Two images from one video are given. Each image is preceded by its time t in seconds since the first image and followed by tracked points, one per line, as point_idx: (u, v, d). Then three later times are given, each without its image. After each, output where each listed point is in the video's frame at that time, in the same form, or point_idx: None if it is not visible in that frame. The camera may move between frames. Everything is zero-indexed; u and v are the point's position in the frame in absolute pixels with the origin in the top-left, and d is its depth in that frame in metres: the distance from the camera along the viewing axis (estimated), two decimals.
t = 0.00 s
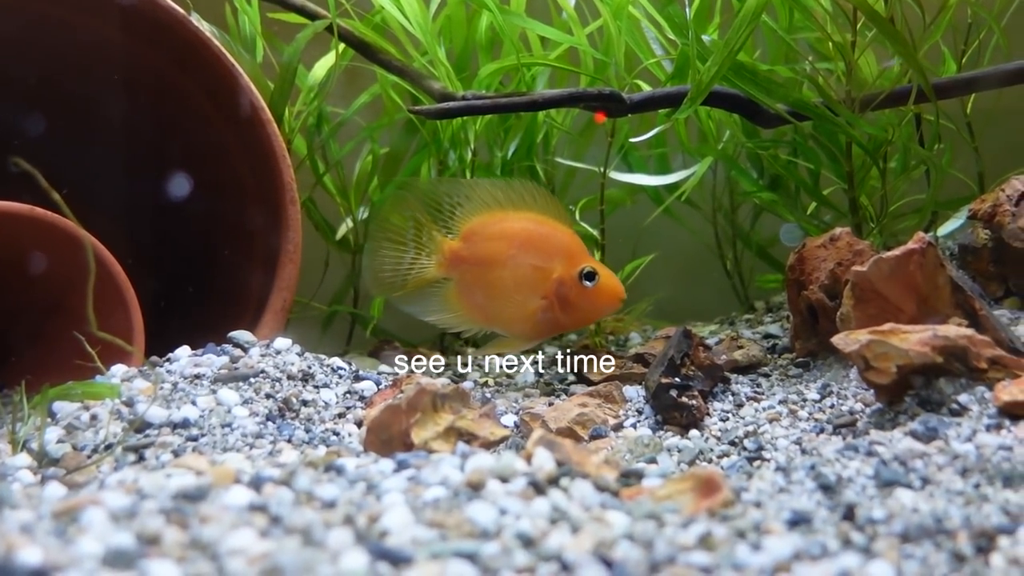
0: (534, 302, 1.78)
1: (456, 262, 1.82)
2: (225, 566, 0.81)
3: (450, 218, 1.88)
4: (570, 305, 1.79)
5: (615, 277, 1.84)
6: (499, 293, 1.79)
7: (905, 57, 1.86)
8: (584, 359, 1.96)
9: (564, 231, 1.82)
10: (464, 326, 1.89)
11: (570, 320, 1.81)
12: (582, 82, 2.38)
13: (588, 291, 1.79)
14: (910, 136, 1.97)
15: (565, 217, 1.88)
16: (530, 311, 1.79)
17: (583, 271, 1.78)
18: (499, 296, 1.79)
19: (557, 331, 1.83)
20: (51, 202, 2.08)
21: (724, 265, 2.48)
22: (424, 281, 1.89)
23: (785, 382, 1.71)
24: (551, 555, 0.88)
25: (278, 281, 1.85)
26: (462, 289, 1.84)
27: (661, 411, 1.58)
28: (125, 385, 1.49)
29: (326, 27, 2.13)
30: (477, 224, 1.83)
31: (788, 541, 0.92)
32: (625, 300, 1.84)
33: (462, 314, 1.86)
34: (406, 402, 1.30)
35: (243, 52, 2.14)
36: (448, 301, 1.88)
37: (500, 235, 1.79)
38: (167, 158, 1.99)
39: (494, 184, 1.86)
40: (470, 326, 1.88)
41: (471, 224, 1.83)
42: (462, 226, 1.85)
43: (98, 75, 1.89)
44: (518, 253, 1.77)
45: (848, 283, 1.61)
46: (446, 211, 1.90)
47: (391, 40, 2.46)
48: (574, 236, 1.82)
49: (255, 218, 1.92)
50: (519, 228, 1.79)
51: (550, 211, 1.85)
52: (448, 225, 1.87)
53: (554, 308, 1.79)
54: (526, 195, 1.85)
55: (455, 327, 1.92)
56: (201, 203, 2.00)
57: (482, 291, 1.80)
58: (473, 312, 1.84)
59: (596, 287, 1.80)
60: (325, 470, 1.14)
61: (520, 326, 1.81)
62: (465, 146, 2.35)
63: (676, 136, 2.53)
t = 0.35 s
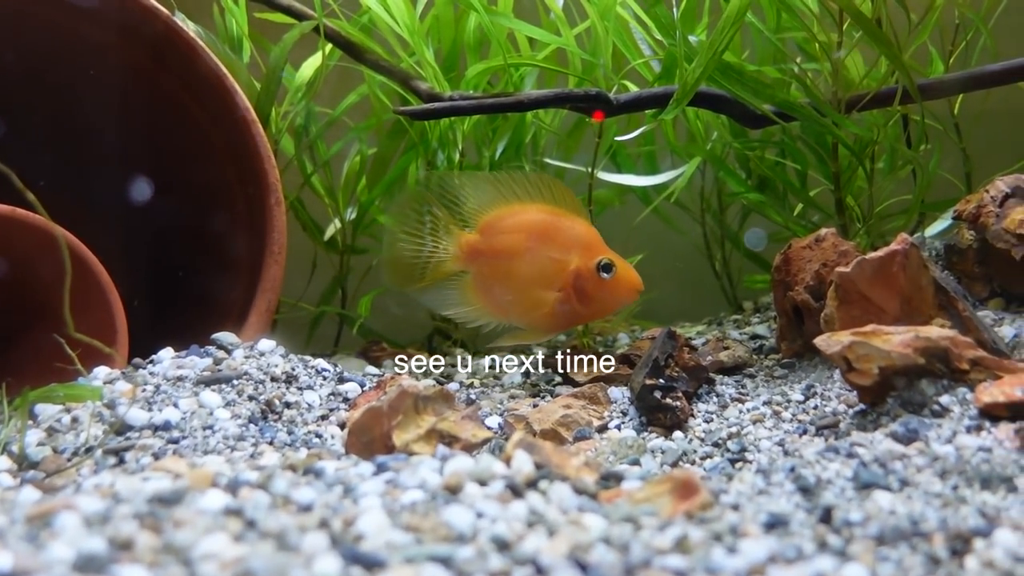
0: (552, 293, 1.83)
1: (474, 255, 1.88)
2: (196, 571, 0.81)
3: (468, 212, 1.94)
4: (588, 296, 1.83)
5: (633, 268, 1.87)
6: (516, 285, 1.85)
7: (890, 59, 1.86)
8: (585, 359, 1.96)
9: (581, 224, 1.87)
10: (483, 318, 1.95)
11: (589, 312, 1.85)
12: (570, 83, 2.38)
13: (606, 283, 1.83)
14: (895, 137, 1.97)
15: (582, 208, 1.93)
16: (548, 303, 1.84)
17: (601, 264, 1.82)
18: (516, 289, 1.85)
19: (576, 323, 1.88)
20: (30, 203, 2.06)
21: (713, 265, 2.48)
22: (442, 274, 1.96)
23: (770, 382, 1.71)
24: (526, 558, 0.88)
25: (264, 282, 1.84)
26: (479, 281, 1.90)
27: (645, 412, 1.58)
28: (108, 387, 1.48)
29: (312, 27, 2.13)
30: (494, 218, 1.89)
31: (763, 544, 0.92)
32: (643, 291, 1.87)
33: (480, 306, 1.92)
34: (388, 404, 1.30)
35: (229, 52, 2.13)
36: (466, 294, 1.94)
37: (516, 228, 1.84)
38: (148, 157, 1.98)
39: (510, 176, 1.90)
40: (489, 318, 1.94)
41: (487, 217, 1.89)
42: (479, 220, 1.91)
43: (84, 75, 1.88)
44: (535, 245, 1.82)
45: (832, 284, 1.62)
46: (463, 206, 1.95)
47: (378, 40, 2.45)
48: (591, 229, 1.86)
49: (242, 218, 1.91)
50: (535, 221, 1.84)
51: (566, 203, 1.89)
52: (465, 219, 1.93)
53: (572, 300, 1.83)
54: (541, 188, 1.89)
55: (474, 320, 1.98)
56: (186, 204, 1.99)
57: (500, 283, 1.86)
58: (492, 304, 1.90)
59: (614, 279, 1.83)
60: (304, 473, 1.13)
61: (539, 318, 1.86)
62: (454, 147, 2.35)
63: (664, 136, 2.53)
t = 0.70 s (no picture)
0: (553, 291, 1.84)
1: (474, 254, 1.90)
2: None
3: (468, 210, 1.96)
4: (588, 293, 1.84)
5: (632, 265, 1.88)
6: (516, 283, 1.86)
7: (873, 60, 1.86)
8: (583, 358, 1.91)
9: (580, 221, 1.88)
10: (484, 317, 1.97)
11: (589, 310, 1.86)
12: (556, 84, 2.38)
13: (606, 280, 1.83)
14: (878, 138, 1.98)
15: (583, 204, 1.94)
16: (549, 301, 1.85)
17: (600, 261, 1.83)
18: (516, 287, 1.86)
19: (578, 321, 1.88)
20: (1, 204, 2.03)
21: (699, 265, 2.48)
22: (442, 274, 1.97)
23: (753, 383, 1.71)
24: (498, 562, 0.88)
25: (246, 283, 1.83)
26: (480, 280, 1.91)
27: (627, 413, 1.57)
28: (86, 391, 1.47)
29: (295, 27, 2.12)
30: (493, 216, 1.90)
31: (736, 546, 0.91)
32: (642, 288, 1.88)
33: (481, 305, 1.94)
34: (367, 407, 1.30)
35: (211, 52, 2.12)
36: (467, 293, 1.96)
37: (515, 226, 1.86)
38: (123, 155, 1.96)
39: (510, 173, 1.91)
40: (490, 317, 1.95)
41: (487, 216, 1.91)
42: (478, 218, 1.92)
43: (59, 75, 1.86)
44: (534, 243, 1.84)
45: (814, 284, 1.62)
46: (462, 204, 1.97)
47: (363, 40, 2.45)
48: (590, 226, 1.88)
49: (223, 220, 1.90)
50: (533, 218, 1.86)
51: (566, 200, 1.90)
52: (465, 218, 1.95)
53: (572, 297, 1.84)
54: (541, 184, 1.91)
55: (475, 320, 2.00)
56: (167, 206, 1.98)
57: (500, 281, 1.88)
58: (492, 303, 1.91)
59: (614, 276, 1.84)
60: (280, 476, 1.13)
61: (540, 316, 1.87)
62: (439, 147, 2.34)
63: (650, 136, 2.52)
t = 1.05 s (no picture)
0: (534, 288, 1.85)
1: (456, 249, 1.89)
2: None
3: (453, 206, 1.94)
4: (569, 291, 1.86)
5: (614, 263, 1.90)
6: (498, 280, 1.86)
7: (855, 57, 1.85)
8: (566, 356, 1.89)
9: (563, 219, 1.90)
10: (465, 313, 1.96)
11: (569, 307, 1.88)
12: (540, 82, 2.37)
13: (587, 279, 1.85)
14: (861, 135, 1.97)
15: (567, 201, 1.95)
16: (530, 298, 1.86)
17: (582, 259, 1.85)
18: (498, 283, 1.86)
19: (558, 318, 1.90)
20: None
21: (685, 263, 2.47)
22: (425, 267, 1.96)
23: (735, 381, 1.70)
24: (467, 564, 0.87)
25: (226, 283, 1.82)
26: (462, 276, 1.91)
27: (608, 413, 1.57)
28: (60, 392, 1.45)
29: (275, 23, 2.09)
30: (477, 211, 1.90)
31: (709, 546, 0.90)
32: (625, 287, 1.89)
33: (462, 300, 1.93)
34: (343, 407, 1.28)
35: (191, 49, 2.09)
36: (449, 288, 1.95)
37: (498, 223, 1.86)
38: (101, 149, 1.94)
39: (498, 170, 1.90)
40: (470, 312, 1.95)
41: (471, 212, 1.90)
42: (462, 213, 1.91)
43: (31, 70, 1.84)
44: (518, 240, 1.84)
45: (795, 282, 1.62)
46: (448, 199, 1.95)
47: (346, 38, 2.44)
48: (572, 224, 1.89)
49: (203, 219, 1.89)
50: (517, 215, 1.86)
51: (549, 198, 1.91)
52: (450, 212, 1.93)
53: (553, 295, 1.86)
54: (526, 181, 1.91)
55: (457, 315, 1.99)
56: (148, 205, 1.96)
57: (482, 278, 1.87)
58: (473, 299, 1.91)
59: (595, 274, 1.85)
60: (252, 478, 1.11)
61: (520, 312, 1.88)
62: (424, 146, 2.33)
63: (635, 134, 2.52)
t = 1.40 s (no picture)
0: (527, 280, 1.84)
1: (446, 248, 1.88)
2: None
3: (438, 205, 1.93)
4: (562, 281, 1.84)
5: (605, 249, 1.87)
6: (490, 274, 1.85)
7: (841, 54, 1.85)
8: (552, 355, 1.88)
9: (551, 209, 1.87)
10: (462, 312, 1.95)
11: (565, 297, 1.86)
12: (527, 79, 2.36)
13: (579, 267, 1.83)
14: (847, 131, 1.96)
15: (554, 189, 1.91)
16: (524, 290, 1.84)
17: (572, 247, 1.82)
18: (489, 279, 1.85)
19: (555, 308, 1.88)
20: None
21: (673, 261, 2.46)
22: (416, 270, 1.95)
23: (720, 380, 1.70)
24: (442, 567, 0.85)
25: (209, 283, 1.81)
26: (453, 275, 1.89)
27: (593, 412, 1.56)
28: (38, 393, 1.44)
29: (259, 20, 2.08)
30: (464, 209, 1.88)
31: (687, 548, 0.89)
32: (617, 273, 1.88)
33: (456, 299, 1.92)
34: (323, 407, 1.27)
35: (174, 46, 2.08)
36: (442, 288, 1.94)
37: (485, 218, 1.85)
38: (79, 147, 1.92)
39: (479, 165, 1.89)
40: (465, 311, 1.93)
41: (457, 209, 1.89)
42: (450, 212, 1.90)
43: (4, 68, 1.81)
44: (506, 234, 1.83)
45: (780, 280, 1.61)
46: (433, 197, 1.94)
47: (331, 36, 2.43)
48: (561, 213, 1.86)
49: (187, 219, 1.87)
50: (503, 209, 1.84)
51: (536, 188, 1.88)
52: (437, 212, 1.92)
53: (547, 285, 1.84)
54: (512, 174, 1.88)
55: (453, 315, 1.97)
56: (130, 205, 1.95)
57: (473, 274, 1.87)
58: (466, 296, 1.90)
59: (586, 262, 1.83)
60: (229, 480, 1.10)
61: (514, 305, 1.87)
62: (410, 143, 2.31)
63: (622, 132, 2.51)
